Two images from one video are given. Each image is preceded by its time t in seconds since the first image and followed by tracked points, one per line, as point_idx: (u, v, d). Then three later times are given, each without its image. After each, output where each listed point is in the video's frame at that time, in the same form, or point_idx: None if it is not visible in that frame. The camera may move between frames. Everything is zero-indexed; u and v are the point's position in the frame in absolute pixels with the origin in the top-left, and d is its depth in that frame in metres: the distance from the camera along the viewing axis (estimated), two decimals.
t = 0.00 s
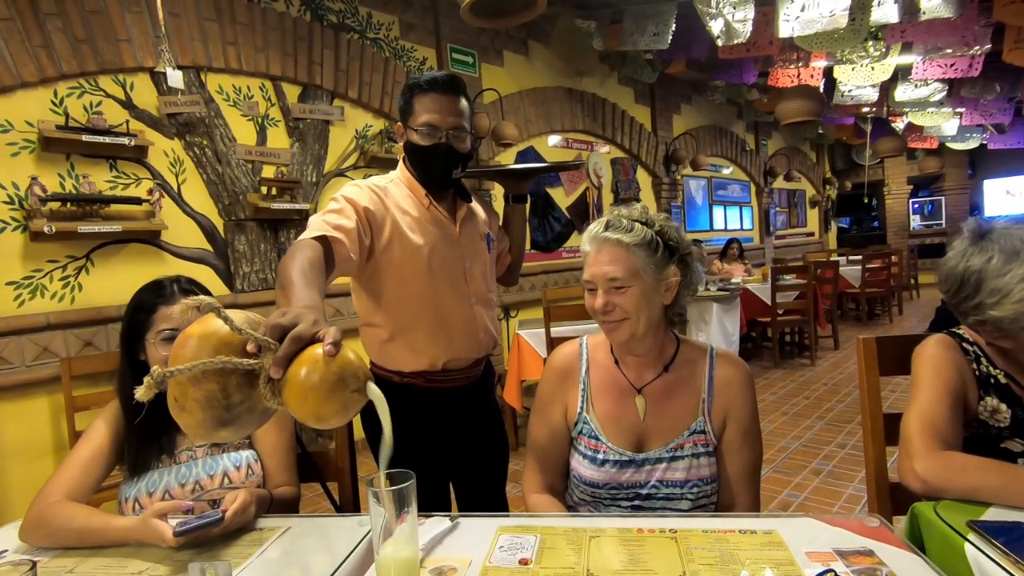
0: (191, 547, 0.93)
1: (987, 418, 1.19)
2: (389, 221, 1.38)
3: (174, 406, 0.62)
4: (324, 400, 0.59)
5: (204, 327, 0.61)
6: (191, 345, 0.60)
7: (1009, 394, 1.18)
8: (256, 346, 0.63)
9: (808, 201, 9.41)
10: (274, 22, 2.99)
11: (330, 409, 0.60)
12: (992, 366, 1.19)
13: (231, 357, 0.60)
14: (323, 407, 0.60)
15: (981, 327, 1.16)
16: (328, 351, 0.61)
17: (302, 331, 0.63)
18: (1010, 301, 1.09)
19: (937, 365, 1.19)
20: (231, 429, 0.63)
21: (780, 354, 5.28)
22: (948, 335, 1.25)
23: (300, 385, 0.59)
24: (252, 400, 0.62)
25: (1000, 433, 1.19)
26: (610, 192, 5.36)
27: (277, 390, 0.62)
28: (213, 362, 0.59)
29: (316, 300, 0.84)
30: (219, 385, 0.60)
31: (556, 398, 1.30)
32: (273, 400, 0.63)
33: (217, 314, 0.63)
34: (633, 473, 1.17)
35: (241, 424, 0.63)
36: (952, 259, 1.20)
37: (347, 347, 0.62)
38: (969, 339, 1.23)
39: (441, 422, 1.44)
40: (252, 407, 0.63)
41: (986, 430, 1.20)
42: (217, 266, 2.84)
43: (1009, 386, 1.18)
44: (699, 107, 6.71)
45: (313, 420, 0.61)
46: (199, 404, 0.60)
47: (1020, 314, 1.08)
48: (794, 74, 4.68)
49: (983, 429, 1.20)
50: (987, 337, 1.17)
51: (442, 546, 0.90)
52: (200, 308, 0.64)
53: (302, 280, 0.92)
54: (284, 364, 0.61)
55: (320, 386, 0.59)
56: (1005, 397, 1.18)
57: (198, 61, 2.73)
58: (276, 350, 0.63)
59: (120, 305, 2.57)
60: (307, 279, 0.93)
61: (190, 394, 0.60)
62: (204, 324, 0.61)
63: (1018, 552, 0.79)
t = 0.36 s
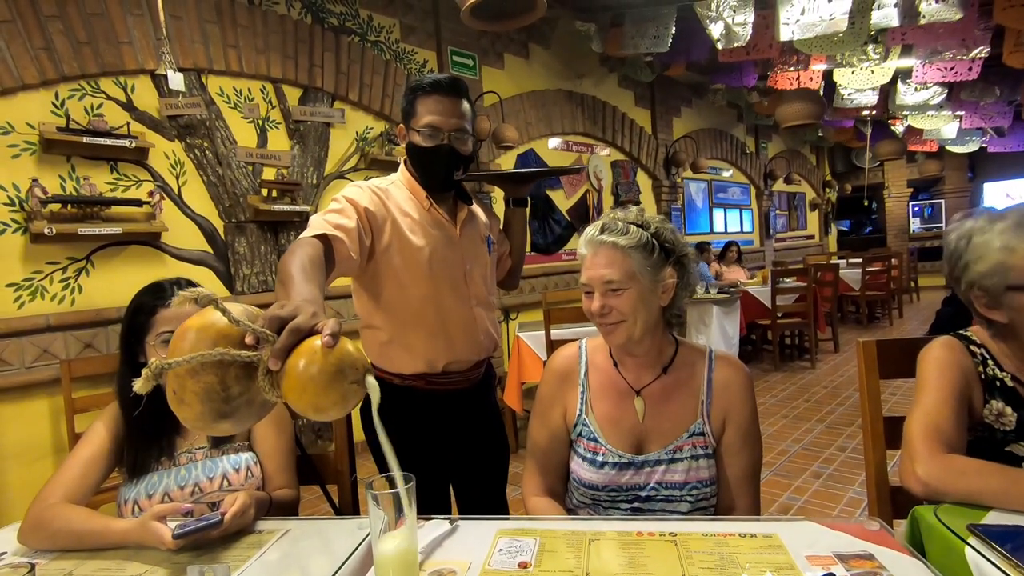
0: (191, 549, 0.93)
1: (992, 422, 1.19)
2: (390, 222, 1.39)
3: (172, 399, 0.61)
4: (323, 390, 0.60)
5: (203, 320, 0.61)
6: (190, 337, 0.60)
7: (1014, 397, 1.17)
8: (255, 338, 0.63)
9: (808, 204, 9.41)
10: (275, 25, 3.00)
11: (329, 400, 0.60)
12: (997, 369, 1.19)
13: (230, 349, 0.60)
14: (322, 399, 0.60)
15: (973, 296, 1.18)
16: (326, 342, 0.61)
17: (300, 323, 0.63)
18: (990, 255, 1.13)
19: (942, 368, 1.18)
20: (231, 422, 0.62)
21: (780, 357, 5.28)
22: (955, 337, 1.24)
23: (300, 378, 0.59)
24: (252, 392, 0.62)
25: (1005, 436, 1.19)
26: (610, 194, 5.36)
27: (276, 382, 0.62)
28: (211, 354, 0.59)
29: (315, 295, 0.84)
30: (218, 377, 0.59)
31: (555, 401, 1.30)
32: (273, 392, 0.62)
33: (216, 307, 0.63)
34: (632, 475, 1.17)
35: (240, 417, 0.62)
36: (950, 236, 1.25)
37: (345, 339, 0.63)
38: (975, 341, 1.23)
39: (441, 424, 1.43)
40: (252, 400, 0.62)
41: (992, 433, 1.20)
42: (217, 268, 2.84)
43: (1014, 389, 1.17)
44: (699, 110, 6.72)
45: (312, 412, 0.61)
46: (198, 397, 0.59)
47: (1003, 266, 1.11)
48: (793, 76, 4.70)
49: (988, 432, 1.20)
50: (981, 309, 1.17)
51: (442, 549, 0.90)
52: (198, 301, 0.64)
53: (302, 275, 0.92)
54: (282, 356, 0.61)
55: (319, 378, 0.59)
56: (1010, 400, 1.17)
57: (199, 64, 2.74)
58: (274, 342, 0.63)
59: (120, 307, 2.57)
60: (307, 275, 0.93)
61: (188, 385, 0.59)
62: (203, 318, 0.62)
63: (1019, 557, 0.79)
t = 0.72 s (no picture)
0: (190, 551, 0.93)
1: (995, 425, 1.19)
2: (391, 222, 1.39)
3: (170, 385, 0.61)
4: (321, 379, 0.59)
5: (201, 307, 0.62)
6: (189, 325, 0.61)
7: (1017, 400, 1.17)
8: (253, 326, 0.63)
9: (808, 207, 9.41)
10: (277, 27, 3.01)
11: (326, 390, 0.60)
12: (1001, 372, 1.19)
13: (228, 337, 0.60)
14: (319, 388, 0.60)
15: (976, 284, 1.20)
16: (325, 331, 0.61)
17: (299, 312, 0.63)
18: (991, 242, 1.16)
19: (946, 371, 1.18)
20: (228, 410, 0.62)
21: (780, 360, 5.27)
22: (959, 341, 1.24)
23: (297, 367, 0.59)
24: (249, 379, 0.62)
25: (1006, 439, 1.18)
26: (611, 197, 5.37)
27: (274, 370, 0.62)
28: (207, 340, 0.59)
29: (315, 287, 0.84)
30: (216, 364, 0.60)
31: (555, 403, 1.30)
32: (270, 381, 0.62)
33: (215, 295, 0.63)
34: (633, 477, 1.17)
35: (238, 405, 0.62)
36: (960, 230, 1.28)
37: (344, 329, 0.63)
38: (979, 345, 1.23)
39: (441, 426, 1.43)
40: (249, 388, 0.62)
41: (994, 437, 1.20)
42: (217, 270, 2.84)
43: (1017, 391, 1.17)
44: (700, 113, 6.73)
45: (309, 402, 0.61)
46: (195, 384, 0.59)
47: (1001, 251, 1.14)
48: (793, 79, 4.73)
49: (990, 435, 1.20)
50: (984, 299, 1.20)
51: (442, 552, 0.90)
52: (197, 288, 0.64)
53: (302, 268, 0.92)
54: (280, 344, 0.61)
55: (315, 367, 0.59)
56: (1014, 403, 1.17)
57: (201, 66, 2.74)
58: (273, 330, 0.63)
59: (120, 308, 2.57)
60: (307, 268, 0.93)
61: (186, 371, 0.60)
62: (201, 305, 0.62)
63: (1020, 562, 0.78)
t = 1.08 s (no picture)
0: (189, 553, 0.93)
1: (996, 428, 1.19)
2: (391, 222, 1.39)
3: (168, 372, 0.61)
4: (318, 369, 0.59)
5: (200, 296, 0.62)
6: (187, 313, 0.61)
7: (1019, 403, 1.17)
8: (252, 315, 0.63)
9: (807, 210, 9.42)
10: (278, 29, 3.01)
11: (324, 378, 0.60)
12: (1002, 374, 1.19)
13: (226, 325, 0.60)
14: (316, 378, 0.59)
15: (983, 285, 1.20)
16: (323, 322, 0.61)
17: (298, 302, 0.63)
18: (1000, 243, 1.16)
19: (948, 375, 1.18)
20: (226, 399, 0.62)
21: (779, 363, 5.27)
22: (960, 344, 1.24)
23: (294, 357, 0.59)
24: (247, 368, 0.62)
25: (1006, 442, 1.18)
26: (611, 199, 5.37)
27: (272, 360, 0.62)
28: (205, 328, 0.59)
29: (315, 278, 0.84)
30: (213, 352, 0.60)
31: (554, 405, 1.30)
32: (268, 370, 0.62)
33: (214, 282, 0.63)
34: (632, 478, 1.17)
35: (235, 394, 0.62)
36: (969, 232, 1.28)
37: (343, 320, 0.63)
38: (981, 348, 1.23)
39: (440, 427, 1.43)
40: (247, 377, 0.62)
41: (994, 440, 1.20)
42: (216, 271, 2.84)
43: (1019, 394, 1.17)
44: (699, 116, 6.74)
45: (306, 392, 0.60)
46: (193, 371, 0.59)
47: (1010, 252, 1.14)
48: (793, 83, 4.67)
49: (990, 439, 1.20)
50: (990, 300, 1.20)
51: (440, 554, 0.90)
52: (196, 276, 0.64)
53: (301, 260, 0.92)
54: (279, 333, 0.61)
55: (312, 357, 0.59)
56: (1015, 407, 1.17)
57: (201, 67, 2.75)
58: (272, 319, 0.63)
59: (119, 309, 2.57)
60: (307, 260, 0.93)
61: (183, 359, 0.59)
62: (199, 294, 0.62)
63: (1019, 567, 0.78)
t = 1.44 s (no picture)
0: (190, 553, 0.93)
1: (991, 427, 1.19)
2: (392, 221, 1.39)
3: (167, 362, 0.61)
4: (318, 362, 0.60)
5: (200, 287, 0.62)
6: (187, 304, 0.61)
7: (1014, 401, 1.17)
8: (251, 308, 0.63)
9: (809, 211, 9.41)
10: (280, 30, 3.02)
11: (322, 371, 0.60)
12: (997, 373, 1.19)
13: (225, 316, 0.61)
14: (315, 371, 0.60)
15: (978, 282, 1.20)
16: (321, 315, 0.61)
17: (297, 295, 0.64)
18: (996, 240, 1.16)
19: (945, 376, 1.18)
20: (224, 390, 0.62)
21: (781, 364, 5.26)
22: (956, 344, 1.24)
23: (293, 350, 0.59)
24: (245, 360, 0.62)
25: (1003, 442, 1.18)
26: (612, 200, 5.37)
27: (271, 352, 0.62)
28: (206, 320, 0.59)
29: (315, 272, 0.84)
30: (212, 343, 0.60)
31: (554, 405, 1.30)
32: (267, 362, 0.62)
33: (214, 274, 0.64)
34: (633, 478, 1.17)
35: (233, 385, 0.62)
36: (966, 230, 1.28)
37: (341, 313, 0.63)
38: (976, 347, 1.23)
39: (440, 426, 1.43)
40: (245, 369, 0.62)
41: (990, 440, 1.19)
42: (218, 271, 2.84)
43: (1014, 392, 1.17)
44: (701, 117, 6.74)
45: (305, 385, 0.61)
46: (191, 361, 0.59)
47: (1005, 249, 1.14)
48: (795, 83, 4.69)
49: (987, 438, 1.19)
50: (984, 297, 1.20)
51: (441, 555, 0.90)
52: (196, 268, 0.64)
53: (302, 256, 0.92)
54: (278, 326, 0.61)
55: (311, 350, 0.59)
56: (1011, 405, 1.17)
57: (203, 68, 2.75)
58: (271, 312, 0.63)
59: (121, 310, 2.57)
60: (308, 257, 0.93)
61: (182, 350, 0.59)
62: (199, 285, 0.62)
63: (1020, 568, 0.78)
